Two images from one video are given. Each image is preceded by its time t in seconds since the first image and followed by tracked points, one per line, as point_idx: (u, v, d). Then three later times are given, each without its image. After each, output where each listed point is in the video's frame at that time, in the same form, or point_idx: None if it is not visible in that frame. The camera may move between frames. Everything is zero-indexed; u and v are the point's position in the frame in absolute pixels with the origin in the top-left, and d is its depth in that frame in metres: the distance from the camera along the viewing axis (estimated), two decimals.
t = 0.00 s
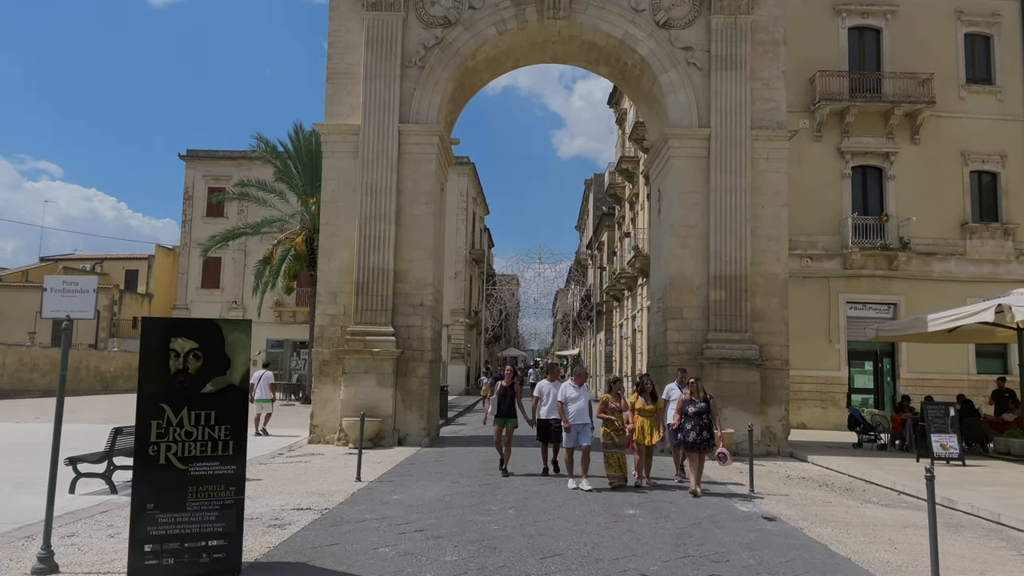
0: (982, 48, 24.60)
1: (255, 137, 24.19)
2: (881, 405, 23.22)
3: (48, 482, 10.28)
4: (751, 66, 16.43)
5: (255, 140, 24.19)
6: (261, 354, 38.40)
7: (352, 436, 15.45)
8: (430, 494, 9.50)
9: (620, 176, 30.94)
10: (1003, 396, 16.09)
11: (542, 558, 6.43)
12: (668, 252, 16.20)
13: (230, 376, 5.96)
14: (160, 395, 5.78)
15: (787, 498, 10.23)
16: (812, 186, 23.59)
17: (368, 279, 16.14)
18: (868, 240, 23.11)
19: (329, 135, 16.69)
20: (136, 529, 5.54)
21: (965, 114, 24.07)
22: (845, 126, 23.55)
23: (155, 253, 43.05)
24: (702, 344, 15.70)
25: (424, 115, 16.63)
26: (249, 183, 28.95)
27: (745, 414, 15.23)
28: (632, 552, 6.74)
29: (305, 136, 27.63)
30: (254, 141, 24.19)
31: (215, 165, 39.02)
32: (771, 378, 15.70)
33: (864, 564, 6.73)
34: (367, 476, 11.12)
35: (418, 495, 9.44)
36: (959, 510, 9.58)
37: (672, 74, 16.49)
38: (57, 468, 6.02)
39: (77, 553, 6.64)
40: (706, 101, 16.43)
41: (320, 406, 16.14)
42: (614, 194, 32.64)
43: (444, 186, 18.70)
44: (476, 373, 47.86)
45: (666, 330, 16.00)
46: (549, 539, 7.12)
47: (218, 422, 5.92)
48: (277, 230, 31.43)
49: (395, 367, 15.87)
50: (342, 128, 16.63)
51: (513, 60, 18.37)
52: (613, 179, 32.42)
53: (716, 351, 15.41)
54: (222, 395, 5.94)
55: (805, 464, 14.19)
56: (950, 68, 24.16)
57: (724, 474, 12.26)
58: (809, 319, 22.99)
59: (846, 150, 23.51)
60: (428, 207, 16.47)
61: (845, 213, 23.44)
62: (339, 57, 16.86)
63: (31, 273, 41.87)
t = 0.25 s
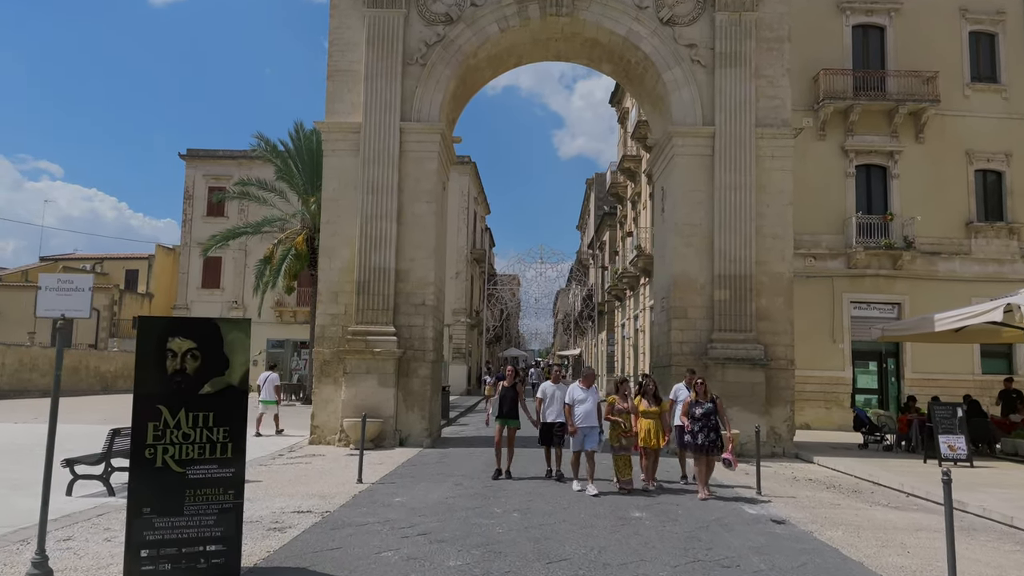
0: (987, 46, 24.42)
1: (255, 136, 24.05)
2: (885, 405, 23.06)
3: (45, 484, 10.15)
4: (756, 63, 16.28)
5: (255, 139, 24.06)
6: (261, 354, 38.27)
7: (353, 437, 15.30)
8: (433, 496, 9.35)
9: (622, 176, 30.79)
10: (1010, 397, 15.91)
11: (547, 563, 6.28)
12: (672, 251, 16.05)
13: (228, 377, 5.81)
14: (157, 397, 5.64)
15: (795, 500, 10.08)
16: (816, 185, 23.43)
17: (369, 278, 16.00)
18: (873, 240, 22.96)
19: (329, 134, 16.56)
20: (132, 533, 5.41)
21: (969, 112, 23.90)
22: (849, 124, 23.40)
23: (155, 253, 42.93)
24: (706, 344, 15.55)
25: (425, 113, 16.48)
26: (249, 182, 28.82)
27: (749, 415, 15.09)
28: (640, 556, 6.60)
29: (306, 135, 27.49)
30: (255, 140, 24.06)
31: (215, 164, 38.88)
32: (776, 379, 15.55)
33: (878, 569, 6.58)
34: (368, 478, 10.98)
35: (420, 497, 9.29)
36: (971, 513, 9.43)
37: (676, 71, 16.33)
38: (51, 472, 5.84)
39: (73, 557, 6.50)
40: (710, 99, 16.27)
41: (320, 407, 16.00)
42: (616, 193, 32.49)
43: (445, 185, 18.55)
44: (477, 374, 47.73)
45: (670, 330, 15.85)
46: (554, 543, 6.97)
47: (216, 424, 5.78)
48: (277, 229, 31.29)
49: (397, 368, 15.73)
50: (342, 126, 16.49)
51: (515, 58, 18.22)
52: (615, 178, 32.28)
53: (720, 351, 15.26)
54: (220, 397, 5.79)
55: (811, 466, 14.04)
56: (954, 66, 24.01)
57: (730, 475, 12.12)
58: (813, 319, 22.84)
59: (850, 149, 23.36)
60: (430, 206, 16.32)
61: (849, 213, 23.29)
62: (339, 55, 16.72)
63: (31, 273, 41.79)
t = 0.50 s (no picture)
0: (992, 43, 24.25)
1: (255, 134, 23.90)
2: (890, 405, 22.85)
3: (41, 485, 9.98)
4: (761, 60, 16.11)
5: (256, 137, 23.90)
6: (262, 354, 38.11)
7: (354, 438, 15.12)
8: (436, 498, 9.18)
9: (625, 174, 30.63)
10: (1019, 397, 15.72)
11: (554, 569, 6.11)
12: (676, 249, 15.89)
13: (226, 377, 5.63)
14: (153, 398, 5.47)
15: (804, 503, 9.90)
16: (820, 183, 23.26)
17: (370, 277, 15.82)
18: (878, 239, 22.81)
19: (330, 131, 16.39)
20: (127, 538, 5.25)
21: (975, 110, 23.72)
22: (853, 122, 23.22)
23: (155, 252, 42.79)
24: (711, 343, 15.37)
25: (427, 110, 16.31)
26: (249, 181, 28.67)
27: (755, 415, 14.92)
28: (649, 561, 6.43)
29: (307, 133, 27.34)
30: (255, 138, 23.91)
31: (216, 163, 38.73)
32: (782, 379, 15.38)
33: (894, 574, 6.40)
34: (369, 480, 10.80)
35: (423, 499, 9.12)
36: (984, 516, 9.25)
37: (681, 68, 16.16)
38: (44, 473, 5.68)
39: (66, 562, 6.32)
40: (715, 96, 16.10)
41: (321, 407, 15.84)
42: (618, 192, 32.33)
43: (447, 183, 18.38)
44: (478, 373, 47.59)
45: (674, 329, 15.68)
46: (561, 548, 6.80)
47: (214, 426, 5.61)
48: (278, 228, 31.12)
49: (398, 367, 15.56)
50: (343, 124, 16.33)
51: (518, 55, 18.06)
52: (617, 177, 32.12)
53: (726, 350, 15.08)
54: (218, 397, 5.62)
55: (818, 467, 13.87)
56: (959, 63, 23.83)
57: (737, 477, 11.94)
58: (818, 319, 22.66)
59: (854, 147, 23.19)
60: (431, 204, 16.15)
61: (853, 211, 23.12)
62: (340, 51, 16.57)
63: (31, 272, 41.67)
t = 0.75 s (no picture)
0: (997, 40, 24.08)
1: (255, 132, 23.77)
2: (894, 405, 22.77)
3: (36, 485, 9.85)
4: (765, 56, 15.95)
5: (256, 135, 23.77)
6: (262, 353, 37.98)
7: (354, 438, 14.98)
8: (437, 499, 9.04)
9: (627, 173, 30.48)
10: None
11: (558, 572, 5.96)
12: (679, 247, 15.73)
13: (221, 375, 5.49)
14: (146, 396, 5.33)
15: (811, 503, 9.75)
16: (823, 181, 23.10)
17: (371, 276, 15.68)
18: (882, 237, 22.62)
19: (330, 128, 16.25)
20: (119, 541, 5.12)
21: (979, 107, 23.55)
22: (857, 120, 23.06)
23: (155, 251, 42.66)
24: (715, 342, 15.22)
25: (428, 107, 16.16)
26: (249, 180, 28.54)
27: (759, 415, 14.77)
28: (655, 564, 6.28)
29: (307, 131, 27.20)
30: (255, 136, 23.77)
31: (216, 162, 38.59)
32: (786, 378, 15.23)
33: None
34: (369, 480, 10.66)
35: (424, 500, 8.97)
36: (994, 517, 9.10)
37: (684, 64, 16.00)
38: (35, 473, 5.54)
39: (59, 563, 6.18)
40: (719, 92, 15.94)
41: (321, 406, 15.70)
42: (620, 191, 32.17)
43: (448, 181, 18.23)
44: (479, 373, 47.47)
45: (677, 328, 15.53)
46: (565, 550, 6.66)
47: (209, 425, 5.46)
48: (278, 226, 30.98)
49: (399, 366, 15.42)
50: (343, 121, 16.19)
51: (519, 51, 17.90)
52: (619, 176, 31.96)
53: (730, 349, 14.92)
54: (213, 396, 5.47)
55: (823, 467, 13.72)
56: (964, 61, 23.66)
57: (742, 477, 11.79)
58: (821, 318, 22.51)
59: (858, 145, 23.02)
60: (432, 202, 16.01)
61: (857, 209, 22.96)
62: (341, 48, 16.43)
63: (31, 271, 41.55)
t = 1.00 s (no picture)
0: (1002, 37, 23.87)
1: (254, 129, 23.59)
2: (898, 405, 22.55)
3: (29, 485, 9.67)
4: (770, 51, 15.75)
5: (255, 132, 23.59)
6: (261, 353, 37.79)
7: (354, 438, 14.78)
8: (436, 500, 8.84)
9: (628, 171, 30.29)
10: None
11: None
12: (682, 245, 15.53)
13: (213, 373, 5.29)
14: (135, 395, 5.14)
15: (819, 505, 9.55)
16: (827, 179, 22.90)
17: (370, 274, 15.48)
18: (886, 235, 22.39)
19: (329, 124, 16.06)
20: (106, 546, 4.93)
21: (984, 105, 23.33)
22: (861, 117, 22.85)
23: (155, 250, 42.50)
24: (719, 341, 15.02)
25: (428, 103, 15.96)
26: (249, 178, 28.34)
27: (764, 415, 14.57)
28: (662, 569, 6.08)
29: (307, 129, 27.02)
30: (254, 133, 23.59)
31: (216, 161, 38.39)
32: (791, 377, 15.03)
33: None
34: (368, 481, 10.46)
35: (423, 501, 8.78)
36: (1006, 519, 8.89)
37: (687, 60, 15.80)
38: (20, 475, 5.34)
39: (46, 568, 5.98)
40: (723, 88, 15.74)
41: (320, 406, 15.51)
42: (621, 189, 31.97)
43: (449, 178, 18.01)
44: (480, 372, 47.32)
45: (681, 327, 15.32)
46: (569, 554, 6.46)
47: (200, 426, 5.26)
48: (278, 225, 30.78)
49: (398, 366, 15.23)
50: (342, 117, 15.99)
51: (521, 47, 17.70)
52: (621, 174, 31.76)
53: (734, 348, 14.72)
54: (204, 395, 5.28)
55: (829, 467, 13.51)
56: (969, 57, 23.43)
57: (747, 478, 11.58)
58: (825, 316, 22.31)
59: (863, 142, 22.81)
60: (433, 199, 15.80)
61: (861, 208, 22.74)
62: (340, 43, 16.24)
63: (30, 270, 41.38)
